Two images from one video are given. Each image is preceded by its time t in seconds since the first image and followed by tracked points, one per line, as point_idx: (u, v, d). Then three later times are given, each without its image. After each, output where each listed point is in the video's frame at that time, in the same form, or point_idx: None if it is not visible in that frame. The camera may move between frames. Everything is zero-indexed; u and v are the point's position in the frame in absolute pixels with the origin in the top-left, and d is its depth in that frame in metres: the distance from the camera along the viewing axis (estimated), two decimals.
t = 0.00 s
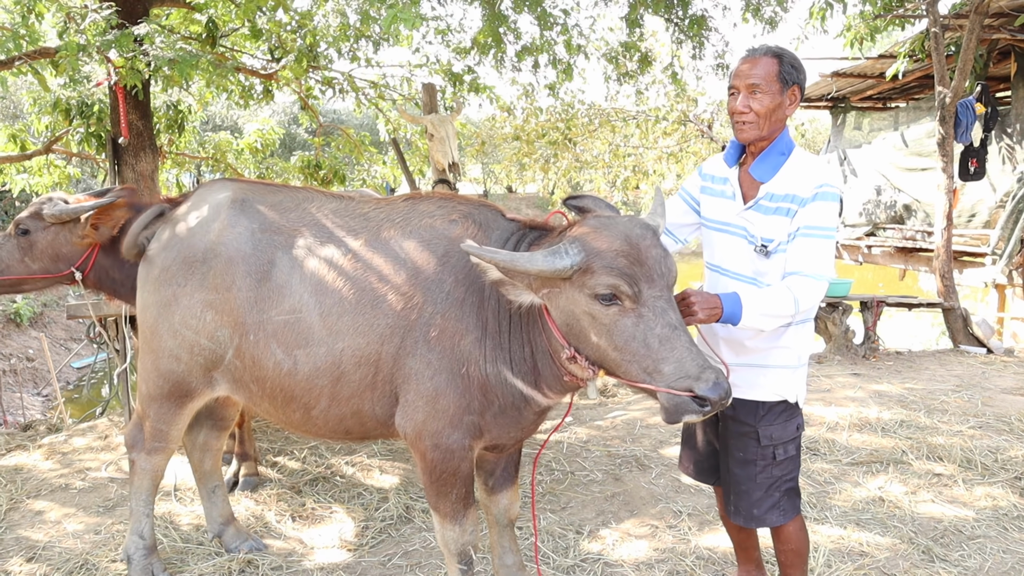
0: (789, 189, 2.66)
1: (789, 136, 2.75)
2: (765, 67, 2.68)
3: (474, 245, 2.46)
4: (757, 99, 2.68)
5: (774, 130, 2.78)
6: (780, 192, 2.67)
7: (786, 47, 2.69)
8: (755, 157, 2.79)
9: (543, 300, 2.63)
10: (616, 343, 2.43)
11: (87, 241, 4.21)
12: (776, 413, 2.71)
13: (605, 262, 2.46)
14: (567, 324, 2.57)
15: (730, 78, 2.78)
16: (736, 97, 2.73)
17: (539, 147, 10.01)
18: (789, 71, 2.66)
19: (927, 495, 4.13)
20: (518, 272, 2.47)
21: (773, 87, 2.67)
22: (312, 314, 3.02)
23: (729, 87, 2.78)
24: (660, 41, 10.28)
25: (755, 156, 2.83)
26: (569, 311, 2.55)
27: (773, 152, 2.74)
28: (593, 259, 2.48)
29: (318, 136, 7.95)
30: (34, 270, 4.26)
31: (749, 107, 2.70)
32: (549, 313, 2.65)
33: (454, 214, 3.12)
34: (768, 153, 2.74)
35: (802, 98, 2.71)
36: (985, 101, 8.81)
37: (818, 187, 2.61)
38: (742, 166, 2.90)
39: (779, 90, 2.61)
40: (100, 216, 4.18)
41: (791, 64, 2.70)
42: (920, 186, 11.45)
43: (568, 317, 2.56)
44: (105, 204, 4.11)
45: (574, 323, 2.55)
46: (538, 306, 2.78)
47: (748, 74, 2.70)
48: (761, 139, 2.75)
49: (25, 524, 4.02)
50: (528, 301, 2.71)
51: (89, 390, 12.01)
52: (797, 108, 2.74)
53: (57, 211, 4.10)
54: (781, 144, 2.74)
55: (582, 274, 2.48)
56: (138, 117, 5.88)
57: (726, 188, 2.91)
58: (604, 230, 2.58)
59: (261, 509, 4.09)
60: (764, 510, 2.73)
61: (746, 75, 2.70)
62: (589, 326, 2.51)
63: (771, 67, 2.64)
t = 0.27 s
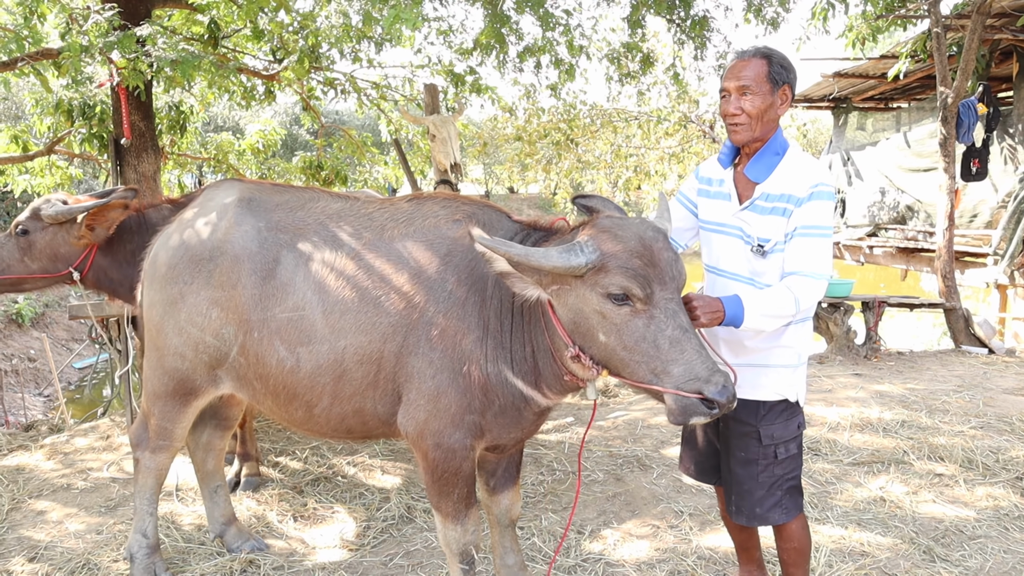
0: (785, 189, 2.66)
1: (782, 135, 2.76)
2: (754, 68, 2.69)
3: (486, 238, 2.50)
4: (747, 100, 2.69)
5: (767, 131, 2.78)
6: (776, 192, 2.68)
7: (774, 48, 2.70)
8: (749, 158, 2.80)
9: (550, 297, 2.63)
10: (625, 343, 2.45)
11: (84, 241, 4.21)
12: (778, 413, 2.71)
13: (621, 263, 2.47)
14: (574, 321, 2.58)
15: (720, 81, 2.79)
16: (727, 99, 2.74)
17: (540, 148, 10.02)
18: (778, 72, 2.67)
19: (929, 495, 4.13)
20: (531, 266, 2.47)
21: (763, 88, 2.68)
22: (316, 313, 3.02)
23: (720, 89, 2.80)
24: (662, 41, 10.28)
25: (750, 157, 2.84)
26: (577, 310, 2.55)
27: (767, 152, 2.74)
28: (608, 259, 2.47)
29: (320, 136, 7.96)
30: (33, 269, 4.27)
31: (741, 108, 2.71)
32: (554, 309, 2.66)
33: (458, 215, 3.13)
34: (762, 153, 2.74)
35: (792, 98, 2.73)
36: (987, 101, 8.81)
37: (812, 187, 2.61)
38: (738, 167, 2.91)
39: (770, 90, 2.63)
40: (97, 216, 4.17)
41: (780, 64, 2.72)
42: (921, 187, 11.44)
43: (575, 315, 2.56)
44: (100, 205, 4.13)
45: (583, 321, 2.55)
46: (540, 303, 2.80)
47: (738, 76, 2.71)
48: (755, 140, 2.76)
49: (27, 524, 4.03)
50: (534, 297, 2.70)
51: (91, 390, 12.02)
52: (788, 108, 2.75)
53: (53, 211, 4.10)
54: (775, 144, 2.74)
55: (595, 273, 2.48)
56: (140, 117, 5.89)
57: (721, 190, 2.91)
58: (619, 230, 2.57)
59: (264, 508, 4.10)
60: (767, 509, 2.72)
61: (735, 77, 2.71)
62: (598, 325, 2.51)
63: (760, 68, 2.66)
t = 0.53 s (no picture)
0: (783, 189, 2.67)
1: (779, 135, 2.76)
2: (751, 69, 2.69)
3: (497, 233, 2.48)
4: (744, 101, 2.69)
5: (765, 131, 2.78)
6: (774, 192, 2.68)
7: (770, 48, 2.69)
8: (747, 159, 2.80)
9: (554, 293, 2.64)
10: (629, 344, 2.45)
11: (85, 241, 4.21)
12: (779, 412, 2.71)
13: (629, 264, 2.47)
14: (578, 321, 2.58)
15: (717, 81, 2.79)
16: (725, 100, 2.74)
17: (542, 148, 10.03)
18: (775, 72, 2.66)
19: (930, 495, 4.13)
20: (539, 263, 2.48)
21: (760, 88, 2.68)
22: (319, 312, 3.03)
23: (717, 90, 2.79)
24: (664, 41, 10.28)
25: (748, 158, 2.84)
26: (582, 309, 2.56)
27: (765, 153, 2.74)
28: (617, 260, 2.48)
29: (322, 136, 7.97)
30: (36, 269, 4.27)
31: (737, 108, 2.71)
32: (557, 306, 2.66)
33: (461, 215, 3.13)
34: (760, 154, 2.74)
35: (790, 98, 2.72)
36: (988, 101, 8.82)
37: (811, 187, 2.62)
38: (736, 168, 2.91)
39: (766, 91, 2.62)
40: (98, 216, 4.17)
41: (778, 64, 2.71)
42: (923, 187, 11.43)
43: (580, 314, 2.57)
44: (101, 205, 4.13)
45: (587, 321, 2.56)
46: (543, 301, 2.81)
47: (735, 77, 2.71)
48: (752, 141, 2.76)
49: (29, 524, 4.03)
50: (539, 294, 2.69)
51: (92, 390, 12.03)
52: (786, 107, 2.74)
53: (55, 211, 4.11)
54: (773, 144, 2.74)
55: (603, 274, 2.49)
56: (142, 118, 5.90)
57: (719, 191, 2.92)
58: (627, 232, 2.57)
59: (265, 509, 4.10)
60: (770, 509, 2.72)
61: (732, 77, 2.71)
62: (602, 326, 2.52)
63: (756, 68, 2.65)
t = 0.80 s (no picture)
0: (783, 189, 2.67)
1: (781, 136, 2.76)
2: (753, 69, 2.69)
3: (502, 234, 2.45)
4: (746, 101, 2.69)
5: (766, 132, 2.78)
6: (775, 193, 2.68)
7: (771, 49, 2.70)
8: (749, 159, 2.80)
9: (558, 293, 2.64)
10: (632, 344, 2.46)
11: (87, 240, 4.21)
12: (780, 413, 2.71)
13: (634, 265, 2.47)
14: (582, 320, 2.59)
15: (720, 82, 2.79)
16: (726, 100, 2.74)
17: (544, 149, 10.03)
18: (777, 73, 2.67)
19: (932, 496, 4.13)
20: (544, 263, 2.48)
21: (762, 89, 2.68)
22: (322, 312, 3.03)
23: (719, 91, 2.80)
24: (666, 41, 10.28)
25: (749, 158, 2.84)
26: (585, 309, 2.56)
27: (766, 153, 2.74)
28: (622, 260, 2.48)
29: (324, 137, 7.99)
30: (38, 269, 4.28)
31: (740, 108, 2.71)
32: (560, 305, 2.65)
33: (463, 215, 3.13)
34: (761, 155, 2.75)
35: (791, 98, 2.72)
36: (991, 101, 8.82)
37: (812, 187, 2.62)
38: (738, 169, 2.91)
39: (768, 91, 2.62)
40: (100, 216, 4.17)
41: (778, 65, 2.72)
42: (925, 187, 11.43)
43: (583, 314, 2.57)
44: (103, 205, 4.12)
45: (591, 320, 2.56)
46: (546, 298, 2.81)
47: (737, 78, 2.71)
48: (755, 141, 2.76)
49: (32, 524, 4.04)
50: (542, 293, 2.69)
51: (94, 391, 12.05)
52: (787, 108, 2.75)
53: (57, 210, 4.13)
54: (774, 145, 2.74)
55: (607, 274, 2.49)
56: (144, 118, 5.92)
57: (720, 192, 2.92)
58: (631, 232, 2.58)
59: (267, 509, 4.11)
60: (770, 509, 2.73)
61: (734, 78, 2.71)
62: (606, 325, 2.52)
63: (758, 69, 2.66)
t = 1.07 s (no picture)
0: (782, 189, 2.68)
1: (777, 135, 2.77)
2: (750, 70, 2.70)
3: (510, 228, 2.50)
4: (743, 101, 2.70)
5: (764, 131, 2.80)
6: (773, 193, 2.70)
7: (768, 49, 2.71)
8: (747, 159, 2.81)
9: (561, 289, 2.63)
10: (635, 344, 2.46)
11: (88, 241, 4.20)
12: (781, 412, 2.72)
13: (640, 264, 2.47)
14: (584, 319, 2.59)
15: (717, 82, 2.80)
16: (724, 100, 2.75)
17: (544, 150, 10.05)
18: (774, 73, 2.68)
19: (932, 497, 4.12)
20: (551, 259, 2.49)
21: (759, 89, 2.69)
22: (321, 310, 3.04)
23: (716, 91, 2.81)
24: (666, 43, 10.29)
25: (747, 158, 2.85)
26: (589, 307, 2.56)
27: (764, 153, 2.76)
28: (628, 260, 2.48)
29: (324, 138, 8.00)
30: (39, 270, 4.29)
31: (737, 108, 2.72)
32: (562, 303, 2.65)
33: (462, 214, 3.14)
34: (759, 154, 2.77)
35: (789, 98, 2.73)
36: (991, 103, 8.83)
37: (809, 187, 2.62)
38: (736, 169, 2.92)
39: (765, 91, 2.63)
40: (101, 218, 4.17)
41: (776, 64, 2.72)
42: (925, 188, 11.43)
43: (586, 312, 2.57)
44: (104, 206, 4.12)
45: (593, 318, 2.56)
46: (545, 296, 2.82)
47: (734, 78, 2.72)
48: (752, 140, 2.77)
49: (33, 525, 4.05)
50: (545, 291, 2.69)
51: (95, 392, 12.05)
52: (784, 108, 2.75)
53: (58, 211, 4.15)
54: (771, 145, 2.76)
55: (613, 273, 2.49)
56: (145, 120, 5.94)
57: (718, 192, 2.93)
58: (638, 232, 2.57)
59: (268, 509, 4.11)
60: (772, 509, 2.73)
61: (731, 78, 2.72)
62: (609, 324, 2.52)
63: (756, 69, 2.67)
